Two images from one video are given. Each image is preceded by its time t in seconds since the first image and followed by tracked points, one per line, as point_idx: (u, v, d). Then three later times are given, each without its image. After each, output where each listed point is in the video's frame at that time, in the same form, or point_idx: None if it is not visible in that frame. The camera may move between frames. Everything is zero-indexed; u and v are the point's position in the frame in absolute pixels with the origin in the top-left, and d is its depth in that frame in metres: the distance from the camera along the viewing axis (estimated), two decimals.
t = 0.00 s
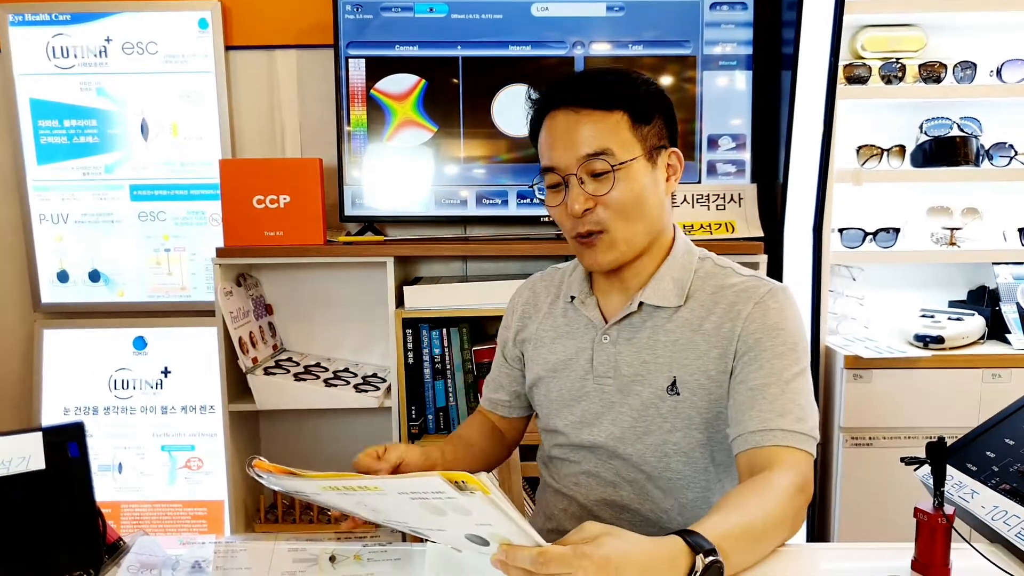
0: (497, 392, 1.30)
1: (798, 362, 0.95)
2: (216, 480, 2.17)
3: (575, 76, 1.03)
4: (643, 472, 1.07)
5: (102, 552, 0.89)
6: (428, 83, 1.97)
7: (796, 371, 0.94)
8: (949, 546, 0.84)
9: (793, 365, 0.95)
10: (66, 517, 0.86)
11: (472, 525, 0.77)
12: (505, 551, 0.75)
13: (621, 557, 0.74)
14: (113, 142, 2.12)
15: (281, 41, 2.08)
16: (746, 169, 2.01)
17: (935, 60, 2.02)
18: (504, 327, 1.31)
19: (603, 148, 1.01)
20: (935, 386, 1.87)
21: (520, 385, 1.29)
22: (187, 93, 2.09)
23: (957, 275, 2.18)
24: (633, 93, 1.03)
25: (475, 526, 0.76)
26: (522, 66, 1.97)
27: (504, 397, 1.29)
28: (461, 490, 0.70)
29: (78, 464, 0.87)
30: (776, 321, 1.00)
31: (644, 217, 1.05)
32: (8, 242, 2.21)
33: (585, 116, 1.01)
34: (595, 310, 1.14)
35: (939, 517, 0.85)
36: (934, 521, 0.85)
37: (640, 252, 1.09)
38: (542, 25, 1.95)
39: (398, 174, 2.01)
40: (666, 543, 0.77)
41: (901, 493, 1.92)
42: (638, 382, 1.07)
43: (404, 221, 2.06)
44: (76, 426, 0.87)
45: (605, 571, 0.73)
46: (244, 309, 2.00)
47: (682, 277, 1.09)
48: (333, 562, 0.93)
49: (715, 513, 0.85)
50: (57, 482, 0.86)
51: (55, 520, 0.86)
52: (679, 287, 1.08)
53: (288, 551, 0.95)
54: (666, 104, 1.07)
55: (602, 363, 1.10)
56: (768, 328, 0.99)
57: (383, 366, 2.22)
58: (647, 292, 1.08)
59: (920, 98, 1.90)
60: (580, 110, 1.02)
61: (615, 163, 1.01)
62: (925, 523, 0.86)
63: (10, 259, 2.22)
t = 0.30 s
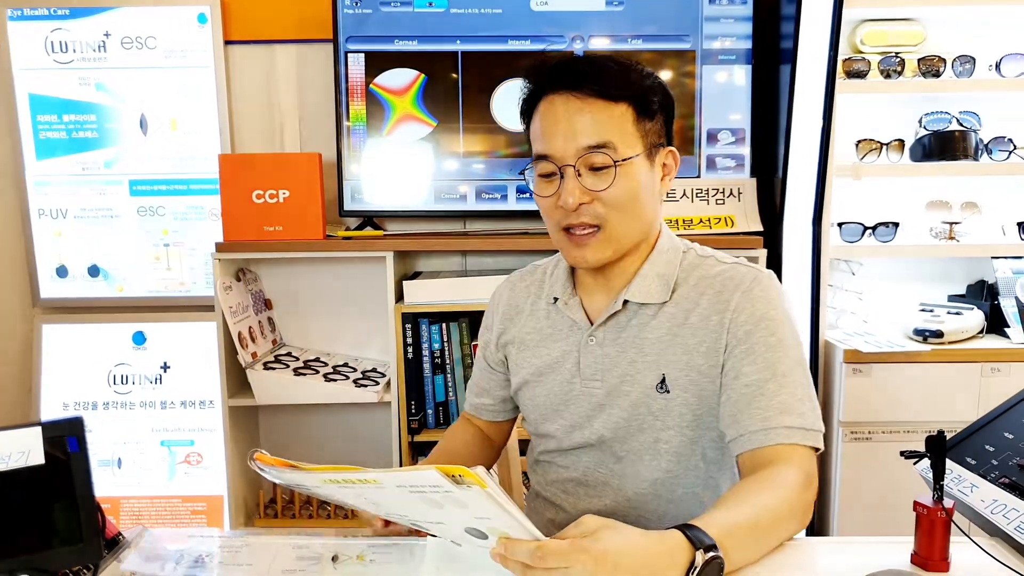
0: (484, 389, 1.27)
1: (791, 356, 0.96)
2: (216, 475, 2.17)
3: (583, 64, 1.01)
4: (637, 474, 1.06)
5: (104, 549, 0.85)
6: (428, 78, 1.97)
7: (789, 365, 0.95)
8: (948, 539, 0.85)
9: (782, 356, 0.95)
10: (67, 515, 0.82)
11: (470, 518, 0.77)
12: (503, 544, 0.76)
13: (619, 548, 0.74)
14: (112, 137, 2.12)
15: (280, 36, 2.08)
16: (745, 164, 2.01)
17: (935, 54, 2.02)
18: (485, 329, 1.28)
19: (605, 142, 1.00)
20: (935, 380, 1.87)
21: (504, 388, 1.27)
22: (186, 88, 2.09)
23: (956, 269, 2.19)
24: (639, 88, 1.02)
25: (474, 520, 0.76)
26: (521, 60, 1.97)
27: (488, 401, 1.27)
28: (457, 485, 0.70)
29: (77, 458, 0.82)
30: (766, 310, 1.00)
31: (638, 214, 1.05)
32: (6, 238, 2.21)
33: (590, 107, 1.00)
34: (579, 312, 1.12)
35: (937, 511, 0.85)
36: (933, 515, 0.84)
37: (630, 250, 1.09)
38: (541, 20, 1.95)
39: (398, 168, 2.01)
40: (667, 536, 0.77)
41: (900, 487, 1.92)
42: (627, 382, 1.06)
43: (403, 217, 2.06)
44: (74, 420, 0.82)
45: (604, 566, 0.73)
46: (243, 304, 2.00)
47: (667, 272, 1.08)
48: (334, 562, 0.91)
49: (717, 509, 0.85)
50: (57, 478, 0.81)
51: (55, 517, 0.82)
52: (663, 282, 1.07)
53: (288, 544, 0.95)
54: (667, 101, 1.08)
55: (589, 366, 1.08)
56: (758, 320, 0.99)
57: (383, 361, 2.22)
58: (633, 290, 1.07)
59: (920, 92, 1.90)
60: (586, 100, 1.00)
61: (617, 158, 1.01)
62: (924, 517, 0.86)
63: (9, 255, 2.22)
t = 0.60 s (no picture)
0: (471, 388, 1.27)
1: (773, 357, 0.95)
2: (213, 475, 2.17)
3: (581, 65, 0.99)
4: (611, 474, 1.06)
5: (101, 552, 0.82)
6: (424, 77, 1.97)
7: (770, 365, 0.94)
8: (946, 537, 0.85)
9: (761, 355, 0.95)
10: (62, 515, 0.80)
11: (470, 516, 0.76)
12: (504, 542, 0.75)
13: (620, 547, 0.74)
14: (109, 136, 2.11)
15: (277, 35, 2.08)
16: (743, 163, 2.01)
17: (932, 53, 2.03)
18: (466, 330, 1.29)
19: (596, 149, 0.98)
20: (933, 378, 1.87)
21: (487, 388, 1.27)
22: (183, 87, 2.08)
23: (954, 267, 2.19)
24: (634, 96, 1.00)
25: (475, 518, 0.76)
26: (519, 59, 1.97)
27: (473, 399, 1.27)
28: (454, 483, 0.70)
29: (74, 459, 0.81)
30: (738, 309, 0.99)
31: (621, 221, 1.04)
32: (4, 237, 2.21)
33: (585, 111, 0.98)
34: (553, 314, 1.12)
35: (935, 509, 0.85)
36: (931, 514, 0.84)
37: (609, 256, 1.07)
38: (538, 19, 1.95)
39: (396, 166, 2.01)
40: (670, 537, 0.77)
41: (898, 485, 1.92)
42: (599, 382, 1.06)
43: (400, 216, 2.06)
44: (73, 419, 0.82)
45: (604, 564, 0.72)
46: (240, 303, 2.00)
47: (641, 271, 1.07)
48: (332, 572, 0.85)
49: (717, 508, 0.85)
50: (53, 478, 0.80)
51: (51, 517, 0.80)
52: (637, 281, 1.06)
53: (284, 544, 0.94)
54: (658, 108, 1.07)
55: (563, 367, 1.08)
56: (731, 319, 0.99)
57: (380, 360, 2.22)
58: (606, 292, 1.07)
59: (917, 90, 1.90)
60: (581, 103, 0.98)
61: (605, 168, 0.99)
62: (921, 515, 0.85)
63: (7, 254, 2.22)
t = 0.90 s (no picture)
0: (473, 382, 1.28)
1: (770, 359, 0.95)
2: (214, 475, 2.17)
3: (598, 65, 0.98)
4: (604, 470, 1.06)
5: (103, 552, 0.82)
6: (423, 77, 1.97)
7: (766, 366, 0.94)
8: (947, 538, 0.85)
9: (757, 357, 0.94)
10: (63, 515, 0.80)
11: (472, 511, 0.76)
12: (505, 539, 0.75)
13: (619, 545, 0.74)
14: (109, 138, 2.12)
15: (277, 35, 2.09)
16: (742, 161, 2.01)
17: (932, 51, 2.02)
18: (469, 322, 1.30)
19: (606, 150, 0.98)
20: (934, 377, 1.87)
21: (487, 380, 1.27)
22: (183, 88, 2.09)
23: (955, 266, 2.18)
24: (648, 100, 1.00)
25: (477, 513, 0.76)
26: (518, 59, 1.97)
27: (472, 392, 1.28)
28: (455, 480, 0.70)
29: (75, 461, 0.81)
30: (736, 312, 0.99)
31: (625, 221, 1.04)
32: (5, 239, 2.21)
33: (599, 111, 0.97)
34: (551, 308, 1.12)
35: (937, 509, 0.85)
36: (932, 513, 0.85)
37: (609, 256, 1.07)
38: (537, 18, 1.95)
39: (397, 166, 2.01)
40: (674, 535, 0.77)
41: (899, 484, 1.92)
42: (593, 378, 1.06)
43: (399, 216, 2.06)
44: (73, 421, 0.81)
45: (604, 564, 0.73)
46: (240, 304, 2.00)
47: (640, 271, 1.07)
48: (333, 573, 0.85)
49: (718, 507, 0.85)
50: (55, 480, 0.79)
51: (53, 518, 0.80)
52: (635, 279, 1.06)
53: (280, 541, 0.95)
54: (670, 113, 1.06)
55: (558, 362, 1.09)
56: (727, 321, 0.98)
57: (380, 360, 2.22)
58: (604, 289, 1.06)
59: (917, 88, 1.90)
60: (595, 104, 0.98)
61: (615, 170, 0.99)
62: (922, 515, 0.86)
63: (7, 255, 2.22)
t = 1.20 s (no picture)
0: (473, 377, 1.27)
1: (778, 361, 0.96)
2: (214, 476, 2.17)
3: (627, 61, 0.98)
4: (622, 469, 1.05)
5: (102, 553, 0.83)
6: (423, 77, 1.98)
7: (776, 366, 0.95)
8: (947, 538, 0.85)
9: (769, 357, 0.96)
10: (63, 515, 0.80)
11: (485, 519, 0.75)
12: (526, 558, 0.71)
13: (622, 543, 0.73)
14: (109, 138, 2.12)
15: (277, 36, 2.09)
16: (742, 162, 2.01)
17: (931, 51, 2.03)
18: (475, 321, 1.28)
19: (633, 144, 0.98)
20: (933, 377, 1.87)
21: (493, 381, 1.27)
22: (182, 89, 2.09)
23: (954, 266, 2.19)
24: (674, 98, 1.01)
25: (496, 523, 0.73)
26: (518, 59, 1.97)
27: (477, 391, 1.27)
28: (440, 520, 0.68)
29: (76, 462, 0.81)
30: (754, 313, 1.00)
31: (649, 216, 1.04)
32: (4, 239, 2.21)
33: (629, 105, 0.98)
34: (568, 305, 1.12)
35: (935, 510, 0.85)
36: (931, 513, 0.85)
37: (630, 251, 1.07)
38: (537, 19, 1.96)
39: (397, 166, 2.01)
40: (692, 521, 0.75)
41: (898, 485, 1.92)
42: (612, 375, 1.06)
43: (400, 216, 2.06)
44: (74, 422, 0.81)
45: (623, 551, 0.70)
46: (240, 304, 2.00)
47: (659, 267, 1.07)
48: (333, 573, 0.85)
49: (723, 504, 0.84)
50: (55, 481, 0.79)
51: (53, 518, 0.79)
52: (655, 277, 1.06)
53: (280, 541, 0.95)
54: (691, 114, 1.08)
55: (576, 358, 1.08)
56: (747, 321, 0.99)
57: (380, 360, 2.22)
58: (624, 286, 1.06)
59: (916, 88, 1.90)
60: (626, 97, 0.98)
61: (641, 163, 0.99)
62: (922, 515, 0.86)
63: (7, 256, 2.22)
